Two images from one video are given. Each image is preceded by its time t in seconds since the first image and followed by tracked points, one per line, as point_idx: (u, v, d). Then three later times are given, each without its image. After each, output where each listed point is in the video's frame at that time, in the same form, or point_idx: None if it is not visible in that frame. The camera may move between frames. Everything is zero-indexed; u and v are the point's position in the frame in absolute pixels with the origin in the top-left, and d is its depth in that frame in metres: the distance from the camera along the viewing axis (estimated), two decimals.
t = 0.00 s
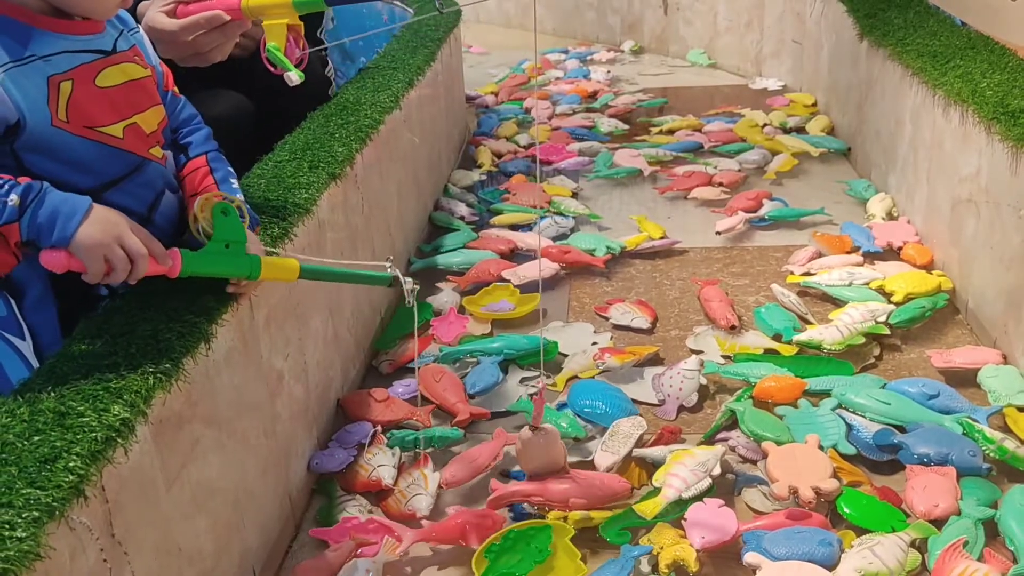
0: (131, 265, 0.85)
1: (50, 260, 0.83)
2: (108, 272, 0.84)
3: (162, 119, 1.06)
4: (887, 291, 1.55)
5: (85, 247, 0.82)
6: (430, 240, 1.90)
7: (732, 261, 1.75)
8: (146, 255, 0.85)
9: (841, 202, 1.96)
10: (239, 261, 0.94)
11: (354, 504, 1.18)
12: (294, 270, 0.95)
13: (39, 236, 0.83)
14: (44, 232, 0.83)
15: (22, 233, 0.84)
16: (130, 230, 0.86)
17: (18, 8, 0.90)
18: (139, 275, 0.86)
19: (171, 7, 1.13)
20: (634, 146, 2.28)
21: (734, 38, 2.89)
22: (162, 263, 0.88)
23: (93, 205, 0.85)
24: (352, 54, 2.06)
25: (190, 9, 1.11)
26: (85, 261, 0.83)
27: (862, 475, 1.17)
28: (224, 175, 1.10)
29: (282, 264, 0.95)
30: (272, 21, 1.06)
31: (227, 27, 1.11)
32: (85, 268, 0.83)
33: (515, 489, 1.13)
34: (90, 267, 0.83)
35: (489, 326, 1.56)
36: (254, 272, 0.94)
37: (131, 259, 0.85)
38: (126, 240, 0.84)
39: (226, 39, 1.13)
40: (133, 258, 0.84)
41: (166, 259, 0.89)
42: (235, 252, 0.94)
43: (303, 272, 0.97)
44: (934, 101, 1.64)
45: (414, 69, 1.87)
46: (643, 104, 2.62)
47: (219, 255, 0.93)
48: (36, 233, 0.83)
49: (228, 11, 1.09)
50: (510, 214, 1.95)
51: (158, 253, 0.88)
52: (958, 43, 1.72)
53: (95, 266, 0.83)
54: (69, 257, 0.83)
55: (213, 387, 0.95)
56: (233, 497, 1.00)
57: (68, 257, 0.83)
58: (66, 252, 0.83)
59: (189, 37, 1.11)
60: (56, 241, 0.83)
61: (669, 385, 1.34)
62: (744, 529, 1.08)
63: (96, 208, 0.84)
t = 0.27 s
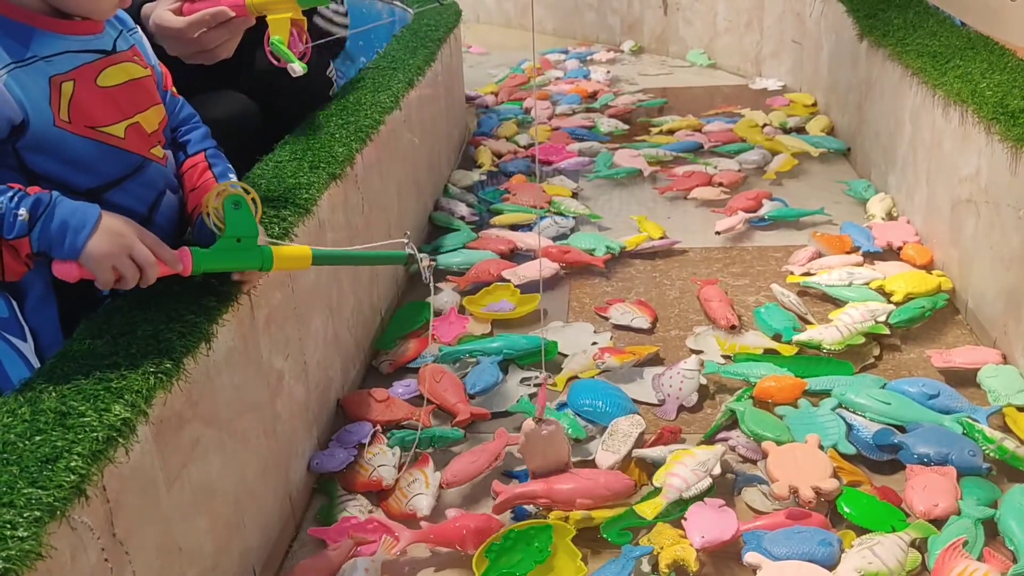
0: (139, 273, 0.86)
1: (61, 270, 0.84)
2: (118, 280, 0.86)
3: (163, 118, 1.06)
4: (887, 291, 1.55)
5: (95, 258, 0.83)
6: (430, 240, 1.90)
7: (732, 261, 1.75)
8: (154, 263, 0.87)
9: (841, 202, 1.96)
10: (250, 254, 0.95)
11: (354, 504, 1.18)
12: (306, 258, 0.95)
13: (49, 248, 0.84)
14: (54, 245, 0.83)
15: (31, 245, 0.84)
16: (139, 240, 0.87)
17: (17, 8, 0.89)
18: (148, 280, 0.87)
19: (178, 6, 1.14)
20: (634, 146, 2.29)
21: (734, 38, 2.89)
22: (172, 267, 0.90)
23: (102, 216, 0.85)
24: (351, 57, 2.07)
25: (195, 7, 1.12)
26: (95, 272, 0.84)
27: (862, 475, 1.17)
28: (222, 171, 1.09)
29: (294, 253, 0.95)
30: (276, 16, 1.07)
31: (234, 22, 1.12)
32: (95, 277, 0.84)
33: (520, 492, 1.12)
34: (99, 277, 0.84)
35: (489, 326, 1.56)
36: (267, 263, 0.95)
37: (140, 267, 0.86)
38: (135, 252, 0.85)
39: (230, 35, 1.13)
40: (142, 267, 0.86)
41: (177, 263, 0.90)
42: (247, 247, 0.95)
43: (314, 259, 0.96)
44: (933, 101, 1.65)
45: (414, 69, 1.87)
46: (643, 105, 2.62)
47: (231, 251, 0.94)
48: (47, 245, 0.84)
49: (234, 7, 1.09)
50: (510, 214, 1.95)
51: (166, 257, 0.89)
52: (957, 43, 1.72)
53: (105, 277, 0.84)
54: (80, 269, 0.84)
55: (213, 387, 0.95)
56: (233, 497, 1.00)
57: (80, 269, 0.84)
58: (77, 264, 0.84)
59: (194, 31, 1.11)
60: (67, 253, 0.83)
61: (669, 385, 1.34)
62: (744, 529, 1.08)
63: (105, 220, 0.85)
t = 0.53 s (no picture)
0: (140, 279, 0.87)
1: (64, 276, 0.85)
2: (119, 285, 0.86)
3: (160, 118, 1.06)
4: (886, 291, 1.55)
5: (95, 265, 0.84)
6: (429, 240, 1.91)
7: (731, 262, 1.75)
8: (153, 268, 0.87)
9: (840, 202, 1.96)
10: (250, 255, 0.95)
11: (354, 504, 1.18)
12: (306, 257, 0.95)
13: (50, 255, 0.84)
14: (54, 252, 0.83)
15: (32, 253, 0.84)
16: (139, 246, 0.87)
17: (16, 10, 0.90)
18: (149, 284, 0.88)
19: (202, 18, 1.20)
20: (633, 147, 2.29)
21: (734, 38, 2.89)
22: (172, 271, 0.91)
23: (102, 223, 0.85)
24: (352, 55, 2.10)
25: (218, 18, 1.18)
26: (95, 278, 0.84)
27: (861, 475, 1.17)
28: (219, 169, 1.10)
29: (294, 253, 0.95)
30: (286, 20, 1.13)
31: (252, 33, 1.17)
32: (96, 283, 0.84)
33: (523, 491, 1.12)
34: (100, 282, 0.84)
35: (488, 326, 1.56)
36: (266, 264, 0.96)
37: (141, 274, 0.87)
38: (135, 259, 0.86)
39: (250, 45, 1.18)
40: (143, 273, 0.87)
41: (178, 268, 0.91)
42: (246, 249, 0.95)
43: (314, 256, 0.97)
44: (933, 102, 1.65)
45: (414, 69, 1.87)
46: (643, 105, 2.62)
47: (229, 253, 0.95)
48: (47, 252, 0.84)
49: (250, 16, 1.15)
50: (509, 214, 1.95)
51: (165, 260, 0.90)
52: (957, 43, 1.72)
53: (106, 283, 0.85)
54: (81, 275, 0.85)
55: (213, 387, 0.95)
56: (233, 498, 1.00)
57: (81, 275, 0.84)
58: (78, 271, 0.84)
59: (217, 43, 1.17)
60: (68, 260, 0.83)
61: (668, 385, 1.34)
62: (744, 529, 1.08)
63: (105, 225, 0.85)
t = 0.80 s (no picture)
0: (144, 280, 0.87)
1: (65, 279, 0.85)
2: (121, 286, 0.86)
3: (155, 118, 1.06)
4: (885, 292, 1.55)
5: (97, 269, 0.84)
6: (429, 241, 1.91)
7: (730, 262, 1.75)
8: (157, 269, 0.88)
9: (839, 202, 1.96)
10: (248, 251, 0.96)
11: (353, 504, 1.18)
12: (303, 249, 0.96)
13: (53, 259, 0.84)
14: (58, 256, 0.83)
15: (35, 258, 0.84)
16: (142, 246, 0.87)
17: (12, 11, 0.90)
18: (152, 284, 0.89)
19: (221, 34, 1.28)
20: (633, 147, 2.29)
21: (733, 38, 2.89)
22: (175, 270, 0.91)
23: (104, 226, 0.85)
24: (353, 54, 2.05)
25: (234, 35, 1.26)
26: (98, 281, 0.85)
27: (859, 475, 1.18)
28: (215, 165, 1.11)
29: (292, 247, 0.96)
30: (301, 38, 1.19)
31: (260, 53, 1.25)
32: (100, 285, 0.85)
33: (525, 491, 1.11)
34: (104, 285, 0.85)
35: (488, 327, 1.56)
36: (266, 259, 0.96)
37: (144, 275, 0.87)
38: (138, 261, 0.86)
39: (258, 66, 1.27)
40: (146, 274, 0.87)
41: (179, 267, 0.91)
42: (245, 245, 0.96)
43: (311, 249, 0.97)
44: (931, 102, 1.65)
45: (413, 70, 1.87)
46: (642, 105, 2.62)
47: (228, 249, 0.95)
48: (50, 257, 0.84)
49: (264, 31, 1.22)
50: (509, 215, 1.95)
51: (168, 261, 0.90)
52: (955, 44, 1.72)
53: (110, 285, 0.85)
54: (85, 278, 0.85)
55: (211, 387, 0.95)
56: (231, 498, 1.00)
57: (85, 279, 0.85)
58: (82, 275, 0.84)
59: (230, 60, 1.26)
60: (72, 264, 0.84)
61: (666, 386, 1.34)
62: (742, 529, 1.08)
63: (107, 228, 0.85)
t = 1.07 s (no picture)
0: (148, 277, 0.88)
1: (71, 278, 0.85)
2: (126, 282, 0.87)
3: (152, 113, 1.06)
4: (886, 291, 1.55)
5: (103, 269, 0.84)
6: (429, 240, 1.91)
7: (731, 261, 1.75)
8: (160, 267, 0.88)
9: (839, 201, 1.96)
10: (245, 241, 0.97)
11: (354, 504, 1.18)
12: (299, 237, 0.99)
13: (59, 259, 0.84)
14: (64, 256, 0.83)
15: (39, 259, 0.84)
16: (145, 244, 0.88)
17: (8, 11, 0.90)
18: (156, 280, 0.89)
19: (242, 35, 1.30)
20: (633, 146, 2.29)
21: (734, 38, 2.89)
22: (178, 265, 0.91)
23: (109, 224, 0.85)
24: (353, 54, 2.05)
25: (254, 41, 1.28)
26: (105, 279, 0.85)
27: (861, 474, 1.18)
28: (212, 161, 1.11)
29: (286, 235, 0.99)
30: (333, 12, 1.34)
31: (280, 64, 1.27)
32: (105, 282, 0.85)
33: (529, 488, 1.13)
34: (109, 282, 0.85)
35: (489, 326, 1.56)
36: (263, 248, 0.98)
37: (148, 273, 0.88)
38: (142, 257, 0.87)
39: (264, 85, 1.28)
40: (151, 271, 0.88)
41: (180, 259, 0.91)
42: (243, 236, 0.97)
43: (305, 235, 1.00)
44: (932, 101, 1.65)
45: (413, 69, 1.87)
46: (643, 105, 2.62)
47: (226, 240, 0.96)
48: (57, 258, 0.84)
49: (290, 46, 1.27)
50: (509, 214, 1.95)
51: (172, 258, 0.90)
52: (956, 43, 1.72)
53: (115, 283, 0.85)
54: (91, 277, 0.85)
55: (213, 386, 0.95)
56: (233, 498, 1.00)
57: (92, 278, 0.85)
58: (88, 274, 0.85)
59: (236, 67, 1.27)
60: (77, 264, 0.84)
61: (668, 385, 1.34)
62: (743, 528, 1.08)
63: (111, 226, 0.85)
